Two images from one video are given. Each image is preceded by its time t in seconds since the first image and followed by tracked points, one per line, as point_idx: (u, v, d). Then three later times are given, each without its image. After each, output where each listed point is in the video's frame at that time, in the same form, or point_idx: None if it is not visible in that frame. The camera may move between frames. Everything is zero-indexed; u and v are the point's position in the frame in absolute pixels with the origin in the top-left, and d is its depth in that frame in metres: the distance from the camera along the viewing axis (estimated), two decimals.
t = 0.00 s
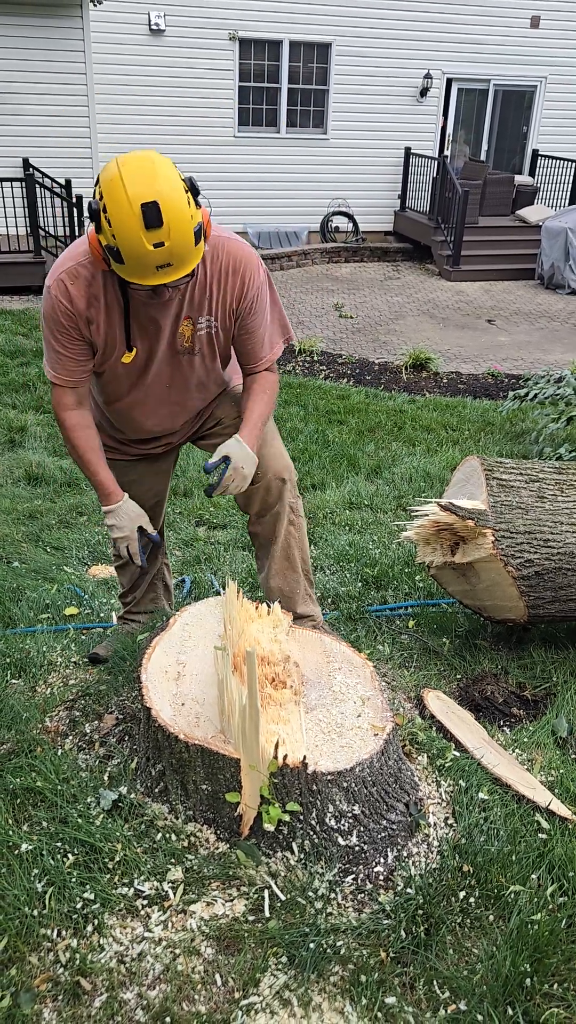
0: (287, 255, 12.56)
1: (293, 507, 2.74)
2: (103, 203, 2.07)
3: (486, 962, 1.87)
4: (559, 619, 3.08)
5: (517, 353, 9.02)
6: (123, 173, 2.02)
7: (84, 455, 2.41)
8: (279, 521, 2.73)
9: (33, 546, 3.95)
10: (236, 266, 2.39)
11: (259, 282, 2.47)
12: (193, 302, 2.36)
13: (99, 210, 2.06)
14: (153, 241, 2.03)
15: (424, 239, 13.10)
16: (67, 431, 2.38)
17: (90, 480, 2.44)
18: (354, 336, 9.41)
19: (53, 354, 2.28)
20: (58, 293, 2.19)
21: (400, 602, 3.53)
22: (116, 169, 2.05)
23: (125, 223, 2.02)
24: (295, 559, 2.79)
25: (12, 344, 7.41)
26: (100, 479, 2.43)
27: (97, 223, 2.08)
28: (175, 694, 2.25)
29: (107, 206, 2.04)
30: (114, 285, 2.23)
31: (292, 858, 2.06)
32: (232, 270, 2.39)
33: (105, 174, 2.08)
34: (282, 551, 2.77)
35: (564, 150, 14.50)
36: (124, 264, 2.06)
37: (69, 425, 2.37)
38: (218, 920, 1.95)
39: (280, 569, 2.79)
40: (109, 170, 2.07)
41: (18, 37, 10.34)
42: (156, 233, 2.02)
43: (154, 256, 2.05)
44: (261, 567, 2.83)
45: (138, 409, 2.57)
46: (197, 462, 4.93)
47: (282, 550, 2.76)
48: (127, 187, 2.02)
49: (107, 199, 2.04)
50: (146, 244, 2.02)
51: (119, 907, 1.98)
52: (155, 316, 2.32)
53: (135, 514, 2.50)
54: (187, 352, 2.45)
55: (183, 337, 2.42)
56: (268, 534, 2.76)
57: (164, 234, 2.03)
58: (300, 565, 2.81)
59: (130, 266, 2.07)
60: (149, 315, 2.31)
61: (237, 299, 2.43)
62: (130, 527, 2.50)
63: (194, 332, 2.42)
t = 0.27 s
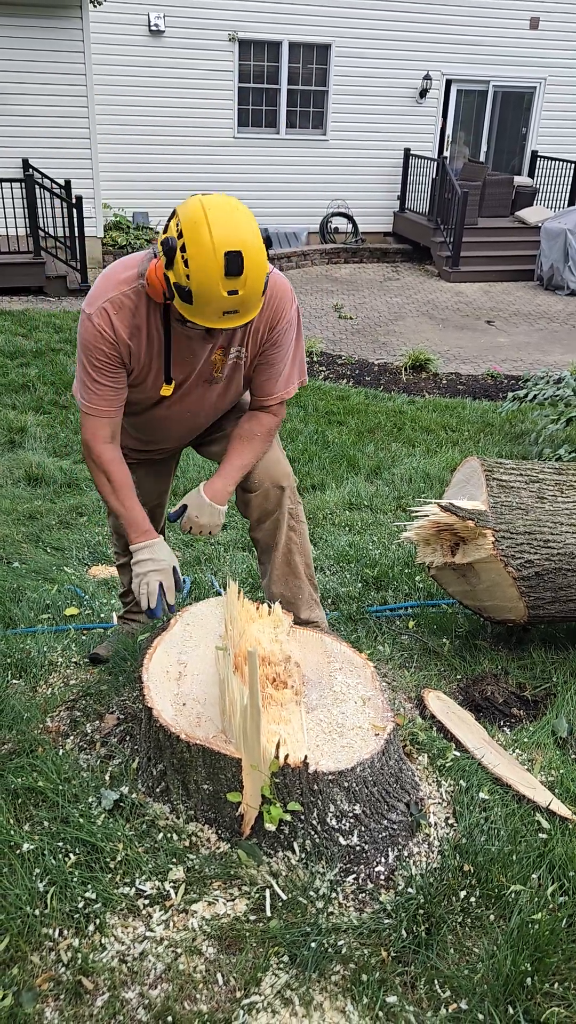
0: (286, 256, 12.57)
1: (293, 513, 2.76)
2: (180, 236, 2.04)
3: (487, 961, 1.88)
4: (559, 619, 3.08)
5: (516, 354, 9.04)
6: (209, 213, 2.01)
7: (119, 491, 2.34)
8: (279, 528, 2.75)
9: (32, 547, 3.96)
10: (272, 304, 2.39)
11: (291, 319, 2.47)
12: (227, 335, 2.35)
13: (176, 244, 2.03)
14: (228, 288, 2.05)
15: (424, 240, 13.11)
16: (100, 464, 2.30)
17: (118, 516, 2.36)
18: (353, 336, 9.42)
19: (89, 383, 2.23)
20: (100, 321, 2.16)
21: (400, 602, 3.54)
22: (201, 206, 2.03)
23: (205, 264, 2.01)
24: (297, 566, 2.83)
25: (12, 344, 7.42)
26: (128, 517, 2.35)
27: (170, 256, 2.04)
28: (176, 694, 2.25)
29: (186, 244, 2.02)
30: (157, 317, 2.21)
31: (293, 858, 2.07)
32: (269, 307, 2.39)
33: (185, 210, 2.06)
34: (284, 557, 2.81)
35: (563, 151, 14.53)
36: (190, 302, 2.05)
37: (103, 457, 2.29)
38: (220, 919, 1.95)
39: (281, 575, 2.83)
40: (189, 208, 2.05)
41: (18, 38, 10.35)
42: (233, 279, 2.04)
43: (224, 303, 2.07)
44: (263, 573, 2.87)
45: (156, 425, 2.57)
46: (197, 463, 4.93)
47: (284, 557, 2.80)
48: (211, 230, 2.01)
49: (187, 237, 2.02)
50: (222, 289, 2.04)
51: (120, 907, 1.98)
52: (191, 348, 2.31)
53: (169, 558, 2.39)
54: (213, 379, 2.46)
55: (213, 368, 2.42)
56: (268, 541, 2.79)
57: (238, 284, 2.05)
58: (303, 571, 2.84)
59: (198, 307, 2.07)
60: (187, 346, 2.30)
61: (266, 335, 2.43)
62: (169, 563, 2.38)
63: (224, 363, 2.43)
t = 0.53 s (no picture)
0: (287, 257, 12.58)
1: (296, 520, 2.77)
2: (246, 235, 2.05)
3: (488, 962, 1.88)
4: (559, 620, 3.09)
5: (517, 355, 9.05)
6: (280, 213, 2.04)
7: (147, 498, 2.30)
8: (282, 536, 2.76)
9: (34, 548, 3.96)
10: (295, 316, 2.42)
11: (311, 328, 2.50)
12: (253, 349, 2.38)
13: (243, 241, 2.04)
14: (291, 286, 2.06)
15: (424, 241, 13.13)
16: (129, 470, 2.26)
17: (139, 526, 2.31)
18: (354, 337, 9.44)
19: (122, 387, 2.20)
20: (138, 324, 2.15)
21: (401, 604, 3.55)
22: (268, 207, 2.06)
23: (275, 262, 2.03)
24: (300, 572, 2.85)
25: (12, 346, 7.42)
26: (151, 527, 2.31)
27: (235, 253, 2.05)
28: (179, 696, 2.26)
29: (256, 241, 2.03)
30: (193, 320, 2.22)
31: (295, 859, 2.07)
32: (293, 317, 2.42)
33: (252, 209, 2.08)
34: (286, 563, 2.82)
35: (563, 153, 14.55)
36: (252, 298, 2.05)
37: (132, 465, 2.25)
38: (222, 919, 1.96)
39: (283, 581, 2.84)
40: (257, 208, 2.08)
41: (19, 39, 10.36)
42: (298, 280, 2.06)
43: (285, 302, 2.07)
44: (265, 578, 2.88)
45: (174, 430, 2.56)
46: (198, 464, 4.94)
47: (287, 563, 2.82)
48: (281, 229, 2.03)
49: (257, 233, 2.03)
50: (287, 287, 2.05)
51: (123, 907, 1.99)
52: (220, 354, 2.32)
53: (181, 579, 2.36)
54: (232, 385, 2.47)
55: (235, 375, 2.43)
56: (271, 549, 2.79)
57: (301, 284, 2.07)
58: (305, 576, 2.87)
59: (259, 305, 2.07)
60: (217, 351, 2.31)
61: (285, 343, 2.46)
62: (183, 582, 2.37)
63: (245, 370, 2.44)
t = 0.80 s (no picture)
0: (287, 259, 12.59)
1: (310, 516, 2.78)
2: (261, 235, 2.07)
3: (491, 963, 1.88)
4: (561, 621, 3.09)
5: (518, 357, 9.05)
6: (295, 213, 2.06)
7: (152, 499, 2.30)
8: (295, 532, 2.76)
9: (35, 550, 3.97)
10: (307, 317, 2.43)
11: (321, 328, 2.52)
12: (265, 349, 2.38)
13: (258, 242, 2.06)
14: (305, 287, 2.08)
15: (424, 243, 13.14)
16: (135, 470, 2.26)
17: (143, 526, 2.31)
18: (355, 339, 9.44)
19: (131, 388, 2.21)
20: (150, 325, 2.16)
21: (402, 605, 3.55)
22: (282, 208, 2.08)
23: (290, 261, 2.04)
24: (311, 568, 2.85)
25: (13, 347, 7.41)
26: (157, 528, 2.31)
27: (249, 253, 2.06)
28: (182, 697, 2.26)
29: (271, 240, 2.04)
30: (204, 321, 2.23)
31: (299, 860, 2.07)
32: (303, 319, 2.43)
33: (265, 210, 2.10)
34: (299, 560, 2.83)
35: (563, 155, 14.56)
36: (267, 298, 2.06)
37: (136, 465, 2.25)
38: (225, 920, 1.96)
39: (295, 577, 2.85)
40: (270, 209, 2.10)
41: (20, 41, 10.37)
42: (312, 280, 2.08)
43: (299, 302, 2.09)
44: (276, 574, 2.88)
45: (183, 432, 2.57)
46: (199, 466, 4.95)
47: (298, 559, 2.82)
48: (295, 230, 2.05)
49: (272, 233, 2.05)
50: (301, 287, 2.07)
51: (126, 908, 1.99)
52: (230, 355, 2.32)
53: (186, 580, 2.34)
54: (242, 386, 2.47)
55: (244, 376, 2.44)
56: (284, 545, 2.80)
57: (315, 284, 2.09)
58: (316, 573, 2.87)
59: (274, 304, 2.08)
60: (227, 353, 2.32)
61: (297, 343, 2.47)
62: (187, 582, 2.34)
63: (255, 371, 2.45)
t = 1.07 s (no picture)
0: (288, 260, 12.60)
1: (322, 515, 2.79)
2: (272, 252, 2.07)
3: (495, 964, 1.89)
4: (563, 622, 3.10)
5: (518, 358, 9.05)
6: (307, 232, 2.07)
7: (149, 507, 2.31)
8: (306, 530, 2.77)
9: (37, 550, 3.97)
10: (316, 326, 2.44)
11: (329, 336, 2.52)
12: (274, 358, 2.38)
13: (269, 259, 2.06)
14: (316, 305, 2.10)
15: (425, 244, 13.15)
16: (134, 479, 2.27)
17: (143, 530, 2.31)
18: (355, 341, 9.44)
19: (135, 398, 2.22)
20: (156, 336, 2.16)
21: (404, 606, 3.56)
22: (294, 225, 2.08)
23: (302, 279, 2.06)
24: (320, 567, 2.86)
25: (14, 348, 7.41)
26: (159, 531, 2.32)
27: (261, 270, 2.06)
28: (186, 698, 2.26)
29: (283, 258, 2.05)
30: (210, 331, 2.24)
31: (302, 861, 2.08)
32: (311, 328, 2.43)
33: (277, 226, 2.10)
34: (308, 558, 2.83)
35: (564, 157, 14.57)
36: (278, 316, 2.08)
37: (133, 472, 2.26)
38: (230, 922, 1.96)
39: (303, 576, 2.85)
40: (282, 225, 2.10)
41: (21, 42, 10.38)
42: (323, 299, 2.10)
43: (310, 320, 2.11)
44: (284, 572, 2.88)
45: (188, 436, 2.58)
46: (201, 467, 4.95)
47: (308, 558, 2.82)
48: (307, 249, 2.06)
49: (284, 251, 2.06)
50: (312, 305, 2.09)
51: (131, 909, 1.99)
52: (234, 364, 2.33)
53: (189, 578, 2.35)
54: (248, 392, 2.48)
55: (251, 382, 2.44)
56: (294, 543, 2.80)
57: (326, 303, 2.11)
58: (325, 572, 2.88)
59: (284, 321, 2.10)
60: (232, 362, 2.33)
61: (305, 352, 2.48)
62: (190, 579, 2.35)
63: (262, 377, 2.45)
